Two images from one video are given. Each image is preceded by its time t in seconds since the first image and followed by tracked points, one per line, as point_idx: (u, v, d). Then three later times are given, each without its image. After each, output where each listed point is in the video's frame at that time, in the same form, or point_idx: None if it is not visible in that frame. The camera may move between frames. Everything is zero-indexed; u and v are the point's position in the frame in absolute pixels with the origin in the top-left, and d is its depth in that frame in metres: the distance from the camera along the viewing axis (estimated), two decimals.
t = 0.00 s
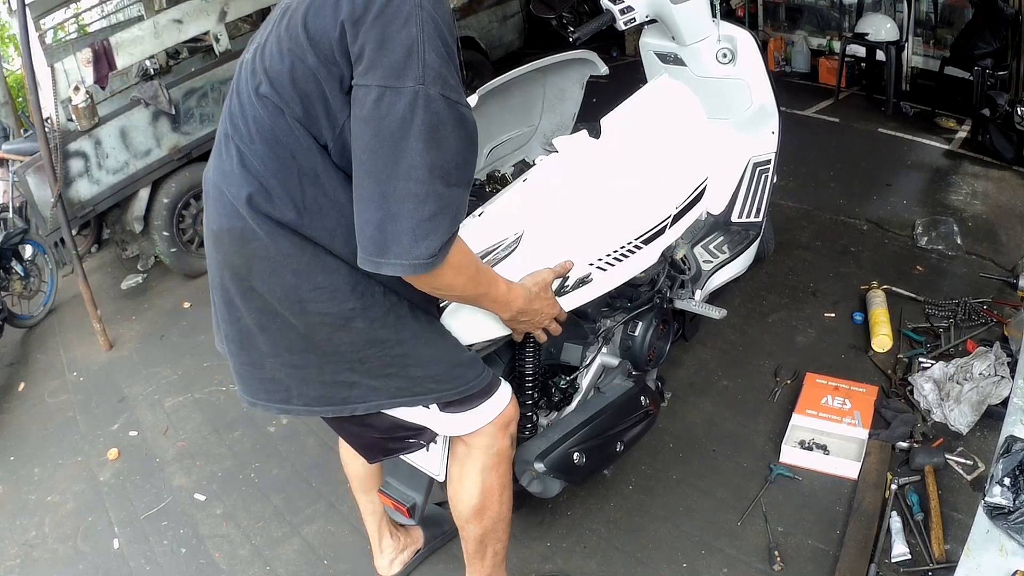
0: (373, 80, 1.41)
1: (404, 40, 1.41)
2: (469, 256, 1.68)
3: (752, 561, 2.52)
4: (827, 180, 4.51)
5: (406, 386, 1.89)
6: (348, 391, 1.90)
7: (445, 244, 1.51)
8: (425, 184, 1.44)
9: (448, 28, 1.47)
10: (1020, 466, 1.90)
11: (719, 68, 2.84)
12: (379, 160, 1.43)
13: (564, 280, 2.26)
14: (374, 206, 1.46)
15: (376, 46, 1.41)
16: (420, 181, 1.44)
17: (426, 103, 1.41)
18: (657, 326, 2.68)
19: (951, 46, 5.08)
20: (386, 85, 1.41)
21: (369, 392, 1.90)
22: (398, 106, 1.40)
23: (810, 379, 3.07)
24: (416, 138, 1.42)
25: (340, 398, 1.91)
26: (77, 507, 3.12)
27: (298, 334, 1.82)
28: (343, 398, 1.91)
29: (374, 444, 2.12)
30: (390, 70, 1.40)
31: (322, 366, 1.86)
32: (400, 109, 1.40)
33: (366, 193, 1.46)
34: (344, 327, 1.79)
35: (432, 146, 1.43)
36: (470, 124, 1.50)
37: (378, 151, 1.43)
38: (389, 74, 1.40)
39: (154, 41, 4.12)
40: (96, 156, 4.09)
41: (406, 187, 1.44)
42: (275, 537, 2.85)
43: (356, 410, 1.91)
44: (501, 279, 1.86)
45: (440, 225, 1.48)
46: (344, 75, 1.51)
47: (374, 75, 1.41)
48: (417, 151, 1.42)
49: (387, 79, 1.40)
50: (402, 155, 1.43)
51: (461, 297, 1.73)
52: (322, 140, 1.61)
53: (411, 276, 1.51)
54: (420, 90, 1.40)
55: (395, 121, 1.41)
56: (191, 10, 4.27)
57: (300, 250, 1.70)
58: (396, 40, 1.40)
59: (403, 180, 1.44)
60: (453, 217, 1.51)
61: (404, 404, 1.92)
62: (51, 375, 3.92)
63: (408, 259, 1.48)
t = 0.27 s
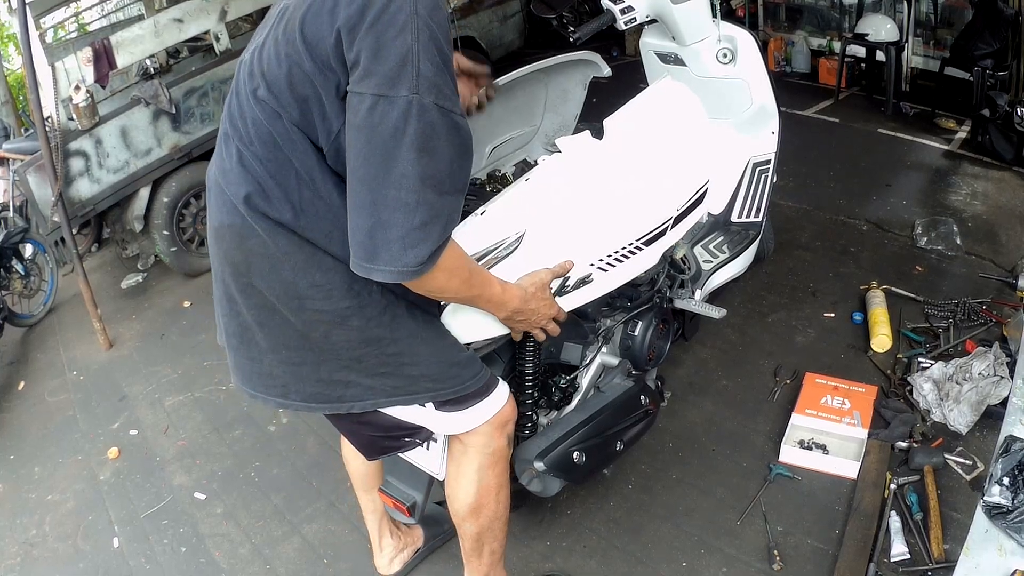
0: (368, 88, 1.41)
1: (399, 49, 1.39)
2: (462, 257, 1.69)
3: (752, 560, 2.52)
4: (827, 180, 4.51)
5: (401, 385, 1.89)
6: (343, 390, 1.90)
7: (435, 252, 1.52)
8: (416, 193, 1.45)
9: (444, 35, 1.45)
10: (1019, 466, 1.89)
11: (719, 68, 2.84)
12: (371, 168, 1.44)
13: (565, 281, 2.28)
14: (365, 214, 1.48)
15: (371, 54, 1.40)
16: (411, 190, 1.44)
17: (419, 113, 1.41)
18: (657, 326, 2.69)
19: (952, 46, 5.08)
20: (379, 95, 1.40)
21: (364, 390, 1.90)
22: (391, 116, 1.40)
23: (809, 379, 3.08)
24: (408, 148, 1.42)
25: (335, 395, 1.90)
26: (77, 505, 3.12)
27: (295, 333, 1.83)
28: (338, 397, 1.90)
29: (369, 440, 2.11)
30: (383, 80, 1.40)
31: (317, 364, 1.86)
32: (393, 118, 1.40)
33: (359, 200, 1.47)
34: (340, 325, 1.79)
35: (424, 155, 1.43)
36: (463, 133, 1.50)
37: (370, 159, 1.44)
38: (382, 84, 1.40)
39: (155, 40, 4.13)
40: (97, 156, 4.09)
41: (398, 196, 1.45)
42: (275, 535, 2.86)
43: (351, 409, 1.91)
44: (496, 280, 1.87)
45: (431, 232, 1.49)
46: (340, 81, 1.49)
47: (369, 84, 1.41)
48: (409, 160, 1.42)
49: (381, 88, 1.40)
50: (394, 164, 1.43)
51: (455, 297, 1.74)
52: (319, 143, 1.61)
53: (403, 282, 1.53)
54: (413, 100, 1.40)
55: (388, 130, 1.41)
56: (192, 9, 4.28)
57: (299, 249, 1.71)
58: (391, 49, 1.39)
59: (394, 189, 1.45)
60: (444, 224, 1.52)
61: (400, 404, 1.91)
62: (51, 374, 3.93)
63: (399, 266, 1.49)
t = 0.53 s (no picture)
0: (365, 99, 1.41)
1: (396, 57, 1.39)
2: (458, 258, 1.69)
3: (751, 560, 2.52)
4: (828, 181, 4.52)
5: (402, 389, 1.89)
6: (345, 394, 1.90)
7: (434, 262, 1.52)
8: (416, 204, 1.45)
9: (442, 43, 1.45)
10: (1019, 466, 1.92)
11: (720, 68, 2.84)
12: (369, 180, 1.44)
13: (564, 279, 2.27)
14: (365, 225, 1.48)
15: (368, 62, 1.40)
16: (410, 201, 1.45)
17: (418, 123, 1.41)
18: (657, 326, 2.69)
19: (952, 47, 5.09)
20: (377, 105, 1.40)
21: (366, 394, 1.90)
22: (390, 126, 1.40)
23: (809, 380, 3.08)
24: (407, 159, 1.42)
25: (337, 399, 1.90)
26: (78, 504, 3.13)
27: (297, 338, 1.83)
28: (340, 401, 1.91)
29: (374, 439, 2.12)
30: (381, 89, 1.40)
31: (319, 370, 1.87)
32: (391, 129, 1.41)
33: (358, 211, 1.48)
34: (340, 330, 1.79)
35: (423, 166, 1.44)
36: (462, 142, 1.50)
37: (368, 170, 1.44)
38: (380, 94, 1.40)
39: (156, 39, 4.13)
40: (98, 155, 4.09)
41: (396, 208, 1.45)
42: (276, 534, 2.86)
43: (353, 412, 1.92)
44: (493, 281, 1.87)
45: (430, 242, 1.49)
46: (337, 87, 1.50)
47: (366, 94, 1.41)
48: (408, 170, 1.43)
49: (379, 98, 1.40)
50: (393, 175, 1.43)
51: (453, 300, 1.74)
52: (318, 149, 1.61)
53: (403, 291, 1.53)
54: (411, 110, 1.40)
55: (386, 142, 1.41)
56: (193, 8, 4.28)
57: (298, 255, 1.71)
58: (390, 59, 1.39)
59: (393, 201, 1.45)
60: (444, 235, 1.52)
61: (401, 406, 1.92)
62: (52, 373, 3.93)
63: (398, 277, 1.50)
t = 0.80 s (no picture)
0: (361, 103, 1.41)
1: (393, 61, 1.39)
2: (458, 260, 1.69)
3: (751, 561, 2.53)
4: (828, 182, 4.52)
5: (403, 393, 1.89)
6: (347, 401, 1.90)
7: (434, 264, 1.52)
8: (414, 208, 1.45)
9: (439, 46, 1.45)
10: (1018, 468, 1.90)
11: (721, 70, 2.84)
12: (367, 184, 1.44)
13: (564, 281, 2.26)
14: (363, 228, 1.48)
15: (364, 67, 1.40)
16: (408, 205, 1.45)
17: (415, 127, 1.41)
18: (658, 327, 2.69)
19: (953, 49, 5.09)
20: (373, 109, 1.40)
21: (369, 401, 1.90)
22: (387, 130, 1.40)
23: (809, 381, 3.08)
24: (405, 164, 1.42)
25: (340, 405, 1.91)
26: (78, 504, 3.13)
27: (298, 340, 1.83)
28: (342, 407, 1.91)
29: (376, 439, 2.12)
30: (378, 93, 1.40)
31: (320, 373, 1.87)
32: (388, 133, 1.40)
33: (356, 214, 1.48)
34: (342, 332, 1.79)
35: (421, 169, 1.44)
36: (460, 144, 1.50)
37: (366, 174, 1.44)
38: (376, 98, 1.40)
39: (157, 39, 4.14)
40: (98, 154, 4.09)
41: (395, 211, 1.45)
42: (276, 534, 2.86)
43: (355, 418, 1.93)
44: (492, 282, 1.87)
45: (429, 245, 1.49)
46: (334, 90, 1.50)
47: (363, 98, 1.41)
48: (406, 174, 1.43)
49: (376, 102, 1.40)
50: (392, 179, 1.43)
51: (453, 301, 1.74)
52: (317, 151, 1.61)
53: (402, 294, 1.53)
54: (408, 114, 1.40)
55: (384, 146, 1.41)
56: (194, 8, 4.28)
57: (298, 258, 1.71)
58: (386, 62, 1.39)
59: (391, 205, 1.45)
60: (442, 238, 1.52)
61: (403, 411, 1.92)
62: (52, 372, 3.93)
63: (397, 280, 1.50)
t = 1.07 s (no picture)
0: (357, 97, 1.41)
1: (388, 55, 1.40)
2: (457, 258, 1.69)
3: (750, 560, 2.53)
4: (827, 181, 4.52)
5: (403, 390, 1.89)
6: (346, 396, 1.90)
7: (432, 258, 1.52)
8: (411, 201, 1.45)
9: (435, 40, 1.45)
10: (1017, 466, 1.94)
11: (719, 68, 2.84)
12: (364, 177, 1.44)
13: (562, 280, 2.27)
14: (361, 222, 1.48)
15: (360, 61, 1.41)
16: (405, 198, 1.44)
17: (411, 120, 1.41)
18: (656, 325, 2.69)
19: (952, 48, 5.09)
20: (369, 102, 1.40)
21: (367, 397, 1.90)
22: (383, 123, 1.40)
23: (808, 380, 3.08)
24: (401, 157, 1.42)
25: (339, 400, 1.90)
26: (77, 504, 3.12)
27: (297, 338, 1.83)
28: (341, 403, 1.91)
29: (374, 437, 2.12)
30: (373, 86, 1.40)
31: (319, 370, 1.87)
32: (384, 126, 1.40)
33: (354, 208, 1.47)
34: (341, 329, 1.79)
35: (418, 162, 1.43)
36: (456, 138, 1.50)
37: (363, 167, 1.44)
38: (372, 91, 1.40)
39: (156, 39, 4.15)
40: (97, 154, 4.09)
41: (392, 204, 1.45)
42: (275, 534, 2.86)
43: (353, 414, 1.92)
44: (490, 279, 1.87)
45: (427, 239, 1.49)
46: (331, 85, 1.50)
47: (359, 92, 1.41)
48: (403, 167, 1.43)
49: (371, 96, 1.40)
50: (388, 172, 1.43)
51: (451, 297, 1.74)
52: (315, 148, 1.61)
53: (401, 288, 1.53)
54: (404, 107, 1.40)
55: (380, 139, 1.41)
56: (193, 8, 4.29)
57: (297, 255, 1.71)
58: (382, 56, 1.40)
59: (388, 198, 1.45)
60: (440, 232, 1.51)
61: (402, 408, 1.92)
62: (51, 372, 3.93)
63: (395, 274, 1.49)
